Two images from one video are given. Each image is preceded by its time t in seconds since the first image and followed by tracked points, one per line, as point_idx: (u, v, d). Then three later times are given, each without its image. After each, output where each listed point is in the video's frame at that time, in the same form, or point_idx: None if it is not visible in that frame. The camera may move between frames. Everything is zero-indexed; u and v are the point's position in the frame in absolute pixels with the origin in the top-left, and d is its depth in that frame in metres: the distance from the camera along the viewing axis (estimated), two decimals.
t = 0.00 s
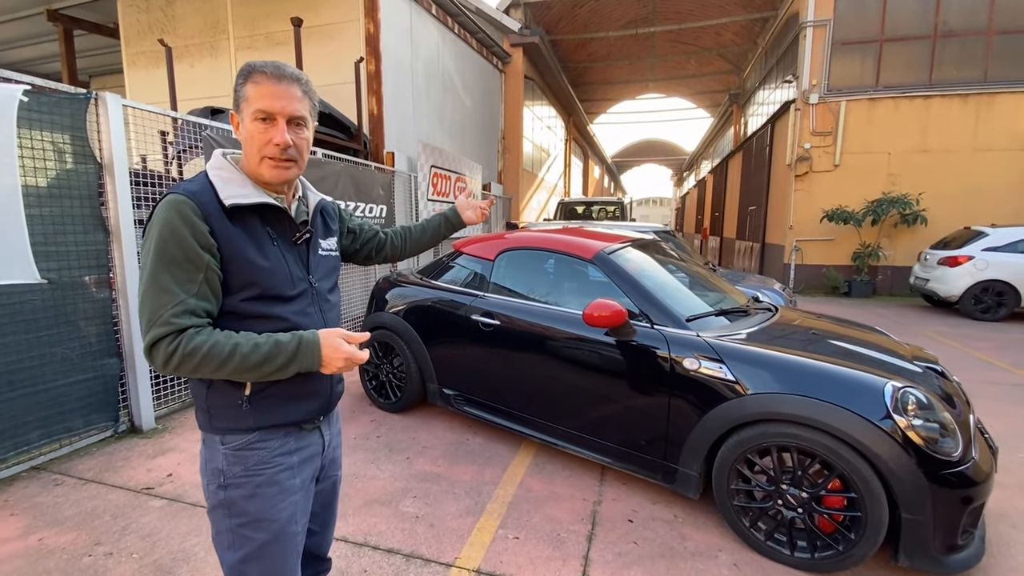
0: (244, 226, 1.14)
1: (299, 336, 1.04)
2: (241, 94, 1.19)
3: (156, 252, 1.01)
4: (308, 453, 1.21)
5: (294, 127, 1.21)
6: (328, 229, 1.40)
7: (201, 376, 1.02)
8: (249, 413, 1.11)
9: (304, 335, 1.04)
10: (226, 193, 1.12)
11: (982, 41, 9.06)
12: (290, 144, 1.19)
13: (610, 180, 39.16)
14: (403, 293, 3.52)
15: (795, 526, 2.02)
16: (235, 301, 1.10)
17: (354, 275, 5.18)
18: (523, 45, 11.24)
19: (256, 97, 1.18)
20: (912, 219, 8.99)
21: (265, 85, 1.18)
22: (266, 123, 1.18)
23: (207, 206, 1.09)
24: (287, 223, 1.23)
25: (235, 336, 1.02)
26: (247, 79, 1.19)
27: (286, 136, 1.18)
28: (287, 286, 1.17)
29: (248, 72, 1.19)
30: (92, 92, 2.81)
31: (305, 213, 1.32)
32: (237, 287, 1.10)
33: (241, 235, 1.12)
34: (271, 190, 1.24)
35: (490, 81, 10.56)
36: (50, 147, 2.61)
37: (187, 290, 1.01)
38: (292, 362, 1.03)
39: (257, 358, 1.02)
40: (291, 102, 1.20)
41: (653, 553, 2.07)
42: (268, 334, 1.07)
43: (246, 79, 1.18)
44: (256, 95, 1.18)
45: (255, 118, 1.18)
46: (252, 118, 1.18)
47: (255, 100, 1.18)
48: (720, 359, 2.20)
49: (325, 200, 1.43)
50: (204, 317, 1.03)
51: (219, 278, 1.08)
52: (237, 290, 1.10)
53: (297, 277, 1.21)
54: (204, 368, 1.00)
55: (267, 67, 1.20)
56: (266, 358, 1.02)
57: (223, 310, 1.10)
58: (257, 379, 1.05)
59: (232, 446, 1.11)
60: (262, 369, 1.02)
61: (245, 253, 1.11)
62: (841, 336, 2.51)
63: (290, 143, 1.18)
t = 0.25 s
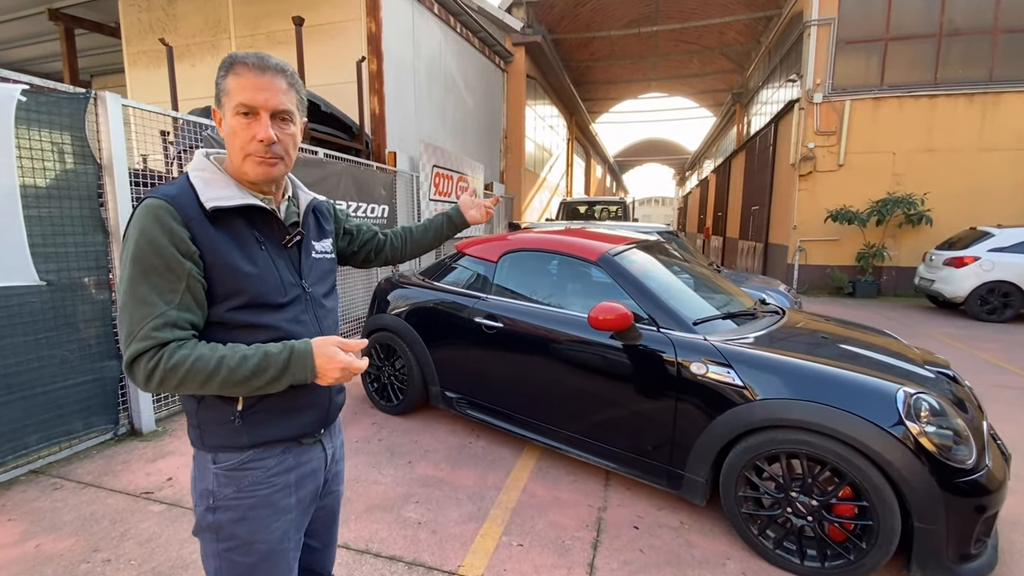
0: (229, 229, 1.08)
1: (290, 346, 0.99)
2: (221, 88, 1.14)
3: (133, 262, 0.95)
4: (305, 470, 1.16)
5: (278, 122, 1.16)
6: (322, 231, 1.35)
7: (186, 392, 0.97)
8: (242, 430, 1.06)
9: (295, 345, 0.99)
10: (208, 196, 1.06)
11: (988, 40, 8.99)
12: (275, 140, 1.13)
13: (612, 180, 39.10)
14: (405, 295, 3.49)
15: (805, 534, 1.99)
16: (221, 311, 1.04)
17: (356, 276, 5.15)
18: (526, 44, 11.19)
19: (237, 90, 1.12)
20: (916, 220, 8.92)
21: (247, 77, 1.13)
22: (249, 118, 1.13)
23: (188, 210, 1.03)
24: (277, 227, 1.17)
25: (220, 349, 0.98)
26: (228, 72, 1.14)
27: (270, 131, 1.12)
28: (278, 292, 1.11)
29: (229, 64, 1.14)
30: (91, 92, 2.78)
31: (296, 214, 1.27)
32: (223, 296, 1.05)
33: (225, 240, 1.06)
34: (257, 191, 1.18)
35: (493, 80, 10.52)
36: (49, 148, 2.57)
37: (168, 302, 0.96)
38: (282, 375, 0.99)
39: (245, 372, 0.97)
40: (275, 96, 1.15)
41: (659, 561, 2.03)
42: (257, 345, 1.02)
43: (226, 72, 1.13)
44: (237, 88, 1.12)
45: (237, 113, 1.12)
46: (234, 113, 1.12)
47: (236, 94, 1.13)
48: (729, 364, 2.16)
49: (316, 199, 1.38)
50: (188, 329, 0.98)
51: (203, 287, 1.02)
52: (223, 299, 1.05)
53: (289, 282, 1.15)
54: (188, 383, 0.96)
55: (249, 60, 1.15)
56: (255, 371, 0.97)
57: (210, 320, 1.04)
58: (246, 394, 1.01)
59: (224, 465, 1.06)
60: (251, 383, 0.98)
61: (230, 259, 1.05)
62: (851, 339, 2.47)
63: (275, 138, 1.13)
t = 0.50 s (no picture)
0: (222, 236, 1.03)
1: (293, 349, 0.90)
2: (213, 82, 1.10)
3: (123, 271, 0.90)
4: (309, 490, 1.13)
5: (274, 116, 1.13)
6: (320, 237, 1.32)
7: (184, 409, 0.89)
8: (242, 451, 1.02)
9: (298, 346, 0.90)
10: (198, 200, 1.01)
11: (1005, 37, 8.83)
12: (271, 134, 1.10)
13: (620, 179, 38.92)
14: (413, 297, 3.46)
15: (824, 547, 1.93)
16: (218, 323, 0.99)
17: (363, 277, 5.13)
18: (533, 43, 11.14)
19: (231, 84, 1.09)
20: (931, 220, 8.78)
21: (239, 70, 1.09)
22: (243, 112, 1.09)
23: (177, 216, 0.98)
24: (272, 231, 1.13)
25: (217, 358, 0.90)
26: (220, 65, 1.11)
27: (265, 124, 1.09)
28: (275, 301, 1.07)
29: (221, 57, 1.11)
30: (99, 94, 2.76)
31: (293, 219, 1.24)
32: (218, 307, 1.00)
33: (219, 248, 1.01)
34: (251, 190, 1.14)
35: (500, 80, 10.47)
36: (56, 150, 2.56)
37: (161, 311, 0.90)
38: (285, 381, 0.89)
39: (245, 381, 0.88)
40: (270, 88, 1.11)
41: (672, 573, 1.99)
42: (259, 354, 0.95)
43: (218, 64, 1.10)
44: (230, 81, 1.09)
45: (230, 107, 1.09)
46: (227, 107, 1.09)
47: (229, 87, 1.09)
48: (745, 371, 2.10)
49: (312, 202, 1.35)
50: (184, 340, 0.92)
51: (197, 296, 0.97)
52: (219, 310, 1.00)
53: (287, 290, 1.11)
54: (184, 398, 0.88)
55: (242, 52, 1.12)
56: (256, 379, 0.89)
57: (206, 333, 0.99)
58: (249, 408, 0.91)
59: (223, 489, 1.02)
60: (252, 392, 0.89)
61: (225, 267, 1.00)
62: (869, 345, 2.40)
63: (269, 131, 1.09)
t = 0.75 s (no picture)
0: (224, 243, 0.99)
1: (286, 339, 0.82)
2: (237, 87, 1.07)
3: (115, 277, 0.86)
4: (317, 511, 1.09)
5: (295, 133, 1.11)
6: (325, 246, 1.29)
7: (179, 420, 0.82)
8: (248, 474, 0.98)
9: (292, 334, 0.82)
10: (197, 206, 0.97)
11: None
12: (290, 152, 1.08)
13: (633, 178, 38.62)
14: (426, 300, 3.43)
15: (852, 565, 1.85)
16: (220, 335, 0.96)
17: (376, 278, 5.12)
18: (547, 43, 11.07)
19: (257, 93, 1.06)
20: (956, 220, 8.53)
21: (269, 81, 1.06)
22: (266, 124, 1.06)
23: (177, 222, 0.94)
24: (275, 238, 1.09)
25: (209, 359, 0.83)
26: (248, 71, 1.07)
27: (286, 142, 1.06)
28: (280, 312, 1.03)
29: (251, 63, 1.08)
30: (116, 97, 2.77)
31: (296, 227, 1.22)
32: (220, 318, 0.96)
33: (221, 256, 0.97)
34: (256, 202, 1.11)
35: (513, 79, 10.42)
36: (73, 153, 2.58)
37: (152, 315, 0.84)
38: (284, 374, 0.80)
39: (236, 379, 0.80)
40: (298, 105, 1.09)
41: None
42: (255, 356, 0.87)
43: (248, 72, 1.07)
44: (256, 91, 1.06)
45: (253, 116, 1.05)
46: (249, 116, 1.05)
47: (255, 96, 1.06)
48: (770, 381, 2.03)
49: (317, 210, 1.32)
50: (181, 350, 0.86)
51: (197, 305, 0.92)
52: (221, 322, 0.96)
53: (292, 301, 1.07)
54: (175, 405, 0.80)
55: (272, 62, 1.09)
56: (249, 376, 0.80)
57: (209, 346, 0.95)
58: (245, 412, 0.82)
59: (228, 515, 0.98)
60: (245, 391, 0.80)
61: (227, 276, 0.96)
62: (900, 354, 2.31)
63: (289, 149, 1.07)
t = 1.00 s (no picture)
0: (227, 250, 0.95)
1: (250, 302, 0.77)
2: (238, 82, 1.04)
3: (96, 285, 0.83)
4: (323, 534, 1.06)
5: (304, 124, 1.08)
6: (339, 253, 1.25)
7: (167, 426, 0.77)
8: (249, 497, 0.94)
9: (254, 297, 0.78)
10: (200, 211, 0.94)
11: None
12: (302, 143, 1.04)
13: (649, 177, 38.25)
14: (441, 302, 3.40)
15: None
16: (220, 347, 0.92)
17: (391, 280, 5.11)
18: (563, 41, 11.00)
19: (261, 86, 1.03)
20: (985, 221, 8.26)
21: (273, 73, 1.04)
22: (273, 116, 1.03)
23: (177, 228, 0.91)
24: (284, 246, 1.05)
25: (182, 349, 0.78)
26: (248, 65, 1.05)
27: (298, 132, 1.03)
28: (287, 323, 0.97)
29: (250, 57, 1.05)
30: (136, 100, 2.80)
31: (308, 233, 1.17)
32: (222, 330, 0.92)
33: (224, 264, 0.93)
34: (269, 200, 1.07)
35: (528, 79, 10.37)
36: (95, 156, 2.60)
37: (132, 319, 0.81)
38: (260, 342, 0.75)
39: (206, 361, 0.75)
40: (303, 94, 1.06)
41: None
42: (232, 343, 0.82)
43: (247, 66, 1.04)
44: (259, 83, 1.03)
45: (259, 110, 1.02)
46: (254, 110, 1.02)
47: (258, 89, 1.03)
48: (800, 391, 1.95)
49: (330, 215, 1.28)
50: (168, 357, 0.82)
51: (195, 316, 0.89)
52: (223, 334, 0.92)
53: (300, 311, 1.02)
54: (153, 404, 0.75)
55: (272, 55, 1.07)
56: (217, 354, 0.75)
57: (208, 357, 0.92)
58: (224, 395, 0.77)
59: (228, 540, 0.95)
60: (217, 371, 0.75)
61: (230, 286, 0.91)
62: (936, 363, 2.21)
63: (301, 140, 1.03)
